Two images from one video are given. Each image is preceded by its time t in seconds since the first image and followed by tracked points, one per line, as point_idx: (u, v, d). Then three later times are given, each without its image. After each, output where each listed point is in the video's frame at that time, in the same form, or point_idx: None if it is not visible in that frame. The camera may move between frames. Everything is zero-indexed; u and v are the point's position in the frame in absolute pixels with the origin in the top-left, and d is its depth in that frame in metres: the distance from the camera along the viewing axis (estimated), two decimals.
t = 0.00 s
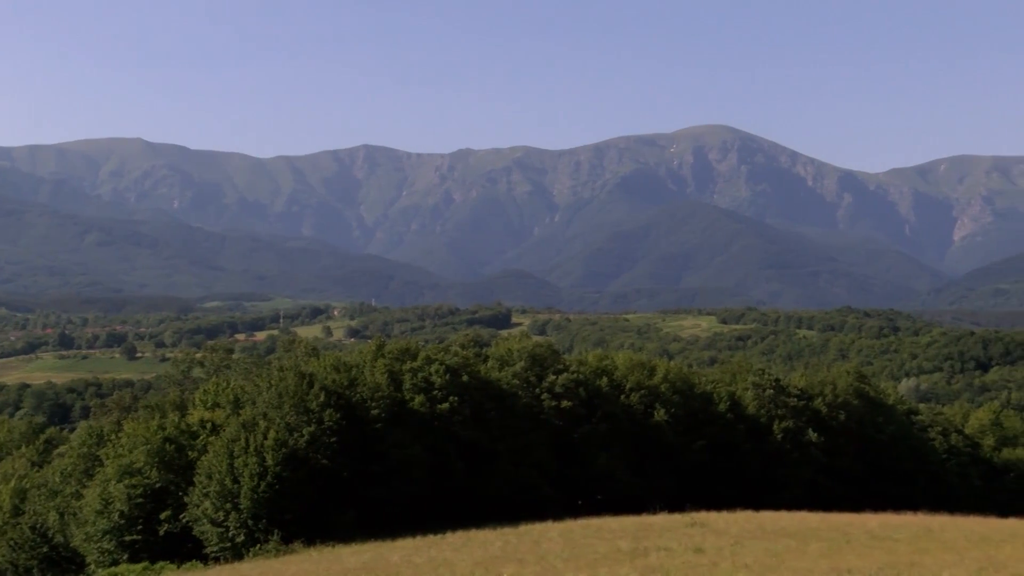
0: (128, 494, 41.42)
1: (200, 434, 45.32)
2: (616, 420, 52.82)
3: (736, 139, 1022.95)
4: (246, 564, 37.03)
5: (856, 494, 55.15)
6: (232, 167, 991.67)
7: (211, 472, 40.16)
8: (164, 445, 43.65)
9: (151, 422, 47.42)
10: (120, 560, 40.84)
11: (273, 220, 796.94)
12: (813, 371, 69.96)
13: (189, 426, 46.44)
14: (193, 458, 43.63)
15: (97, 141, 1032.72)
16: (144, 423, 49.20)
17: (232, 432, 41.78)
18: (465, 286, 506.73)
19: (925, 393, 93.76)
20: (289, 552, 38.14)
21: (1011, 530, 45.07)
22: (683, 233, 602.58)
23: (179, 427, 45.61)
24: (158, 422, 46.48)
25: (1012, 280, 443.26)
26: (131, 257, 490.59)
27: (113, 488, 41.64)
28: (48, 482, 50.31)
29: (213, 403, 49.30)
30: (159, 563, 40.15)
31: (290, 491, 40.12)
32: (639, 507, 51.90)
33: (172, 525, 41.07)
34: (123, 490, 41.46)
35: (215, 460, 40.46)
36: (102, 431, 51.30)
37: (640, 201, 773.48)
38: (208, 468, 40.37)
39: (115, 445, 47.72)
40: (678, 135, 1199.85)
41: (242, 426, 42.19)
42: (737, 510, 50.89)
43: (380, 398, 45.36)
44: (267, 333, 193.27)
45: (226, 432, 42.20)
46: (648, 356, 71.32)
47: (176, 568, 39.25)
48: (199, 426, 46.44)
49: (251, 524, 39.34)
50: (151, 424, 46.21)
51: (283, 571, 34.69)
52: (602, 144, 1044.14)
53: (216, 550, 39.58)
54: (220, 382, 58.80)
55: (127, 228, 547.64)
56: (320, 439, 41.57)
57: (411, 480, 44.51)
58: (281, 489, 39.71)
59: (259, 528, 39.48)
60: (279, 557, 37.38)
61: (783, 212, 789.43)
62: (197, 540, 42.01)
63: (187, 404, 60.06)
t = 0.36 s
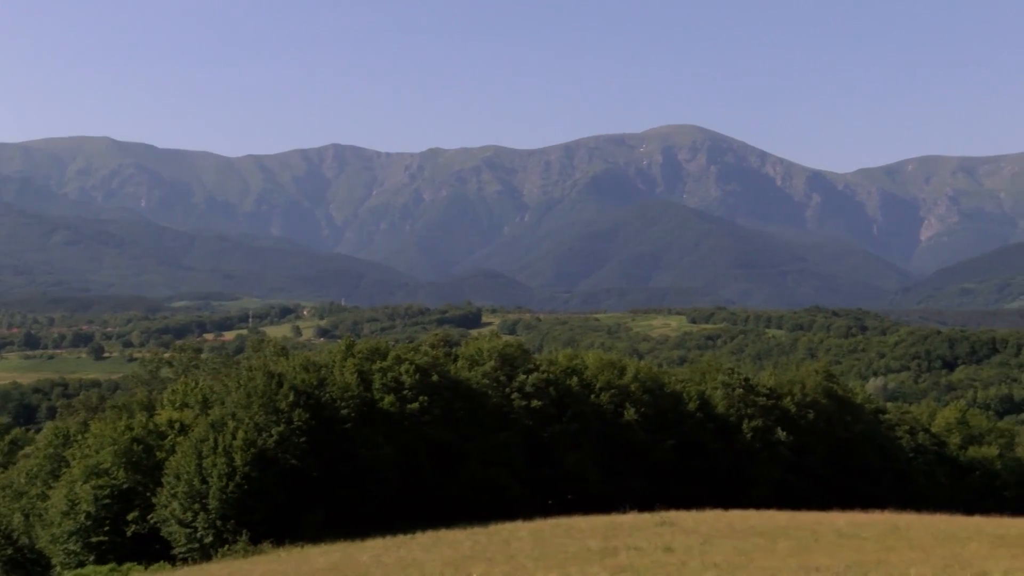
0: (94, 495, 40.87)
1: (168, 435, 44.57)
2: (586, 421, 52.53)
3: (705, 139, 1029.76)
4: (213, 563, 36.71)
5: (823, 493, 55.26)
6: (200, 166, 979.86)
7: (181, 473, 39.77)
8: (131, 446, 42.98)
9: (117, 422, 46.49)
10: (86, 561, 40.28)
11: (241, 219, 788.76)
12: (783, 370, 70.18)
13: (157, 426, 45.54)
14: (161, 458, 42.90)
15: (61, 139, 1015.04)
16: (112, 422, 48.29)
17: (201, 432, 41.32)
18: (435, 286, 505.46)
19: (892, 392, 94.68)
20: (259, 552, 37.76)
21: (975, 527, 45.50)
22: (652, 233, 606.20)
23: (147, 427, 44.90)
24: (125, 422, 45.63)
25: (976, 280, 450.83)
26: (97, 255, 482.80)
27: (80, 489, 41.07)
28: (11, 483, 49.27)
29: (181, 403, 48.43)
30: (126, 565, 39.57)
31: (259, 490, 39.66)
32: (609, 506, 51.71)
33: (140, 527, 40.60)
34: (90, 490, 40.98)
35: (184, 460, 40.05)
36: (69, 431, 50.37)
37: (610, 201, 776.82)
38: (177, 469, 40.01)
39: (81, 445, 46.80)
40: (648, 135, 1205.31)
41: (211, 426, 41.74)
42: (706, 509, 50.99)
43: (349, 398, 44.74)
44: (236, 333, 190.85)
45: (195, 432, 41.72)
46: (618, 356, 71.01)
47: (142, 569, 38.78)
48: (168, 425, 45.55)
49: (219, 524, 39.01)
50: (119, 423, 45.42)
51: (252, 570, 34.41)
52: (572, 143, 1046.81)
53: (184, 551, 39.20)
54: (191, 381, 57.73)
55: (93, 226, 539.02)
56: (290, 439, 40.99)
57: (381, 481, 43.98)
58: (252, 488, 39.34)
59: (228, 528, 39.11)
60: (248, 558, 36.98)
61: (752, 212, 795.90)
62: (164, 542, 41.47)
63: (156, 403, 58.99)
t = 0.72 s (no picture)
0: (67, 495, 40.13)
1: (142, 434, 43.76)
2: (561, 421, 52.27)
3: (680, 139, 1035.50)
4: (186, 564, 36.09)
5: (798, 491, 55.23)
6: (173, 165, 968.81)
7: (154, 473, 39.11)
8: (104, 446, 42.22)
9: (89, 422, 45.61)
10: (57, 562, 39.48)
11: (216, 218, 780.49)
12: (755, 369, 70.56)
13: (130, 426, 44.73)
14: (134, 459, 42.12)
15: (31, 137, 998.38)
16: (85, 422, 47.35)
17: (174, 433, 40.64)
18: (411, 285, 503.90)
19: (865, 391, 95.41)
20: (232, 552, 37.20)
21: (950, 525, 45.75)
22: (627, 233, 608.62)
23: (120, 427, 44.10)
24: (97, 422, 44.79)
25: (947, 279, 457.29)
26: (68, 254, 474.93)
27: (52, 491, 40.31)
28: None
29: (154, 404, 47.48)
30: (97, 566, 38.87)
31: (233, 492, 39.11)
32: (586, 504, 51.45)
33: (113, 528, 39.88)
34: (62, 491, 40.26)
35: (157, 462, 39.38)
36: (41, 432, 49.36)
37: (585, 200, 778.66)
38: (149, 470, 39.40)
39: (53, 445, 45.97)
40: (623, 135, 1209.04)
41: (184, 427, 41.06)
42: (682, 508, 50.80)
43: (324, 399, 44.31)
44: (209, 333, 188.40)
45: (168, 433, 40.96)
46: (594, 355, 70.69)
47: (114, 570, 38.09)
48: (140, 426, 44.71)
49: (193, 525, 38.44)
50: (90, 424, 44.63)
51: (226, 570, 33.87)
52: (548, 143, 1048.28)
53: (157, 551, 38.67)
54: (165, 381, 56.81)
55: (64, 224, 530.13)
56: (264, 439, 40.47)
57: (358, 481, 43.46)
58: (226, 489, 38.78)
59: (202, 529, 38.58)
60: (222, 559, 36.45)
61: (727, 211, 801.75)
62: (138, 542, 40.72)
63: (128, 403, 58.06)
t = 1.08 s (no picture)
0: (39, 497, 39.38)
1: (115, 435, 43.01)
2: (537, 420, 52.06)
3: (654, 138, 1040.34)
4: (159, 565, 35.44)
5: (773, 489, 55.29)
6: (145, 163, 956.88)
7: (127, 473, 38.54)
8: (76, 448, 41.50)
9: (61, 423, 44.77)
10: (28, 564, 38.59)
11: (189, 217, 771.25)
12: (729, 369, 70.89)
13: (103, 427, 43.94)
14: (107, 459, 41.43)
15: None
16: (56, 423, 46.47)
17: (147, 433, 40.01)
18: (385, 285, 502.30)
19: (839, 390, 96.00)
20: (206, 553, 36.60)
21: (922, 523, 46.06)
22: (602, 233, 610.31)
23: (92, 427, 43.37)
24: (70, 423, 43.92)
25: (919, 279, 463.47)
26: (39, 253, 466.74)
27: (23, 492, 39.52)
28: None
29: (128, 404, 46.63)
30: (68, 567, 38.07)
31: (206, 493, 38.63)
32: (563, 503, 51.21)
33: (86, 528, 39.19)
34: (34, 492, 39.46)
35: (130, 462, 38.74)
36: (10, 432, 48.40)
37: (560, 200, 779.64)
38: (123, 470, 38.75)
39: (22, 447, 45.11)
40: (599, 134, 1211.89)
41: (158, 426, 40.44)
42: (657, 507, 50.71)
43: (298, 398, 43.84)
44: (183, 332, 185.91)
45: (141, 433, 40.29)
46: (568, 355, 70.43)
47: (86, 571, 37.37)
48: (113, 426, 43.94)
49: (167, 525, 37.84)
50: (62, 425, 43.79)
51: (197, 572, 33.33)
52: (524, 143, 1048.22)
53: (130, 552, 37.94)
54: (138, 381, 55.82)
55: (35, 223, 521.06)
56: (238, 439, 40.06)
57: (335, 480, 43.08)
58: (199, 489, 38.21)
59: (175, 530, 37.96)
60: (195, 559, 35.99)
61: (702, 210, 806.50)
62: (110, 543, 39.96)
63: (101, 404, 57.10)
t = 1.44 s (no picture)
0: (8, 498, 38.69)
1: (87, 434, 42.35)
2: (510, 420, 51.81)
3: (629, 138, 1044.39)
4: (131, 567, 34.92)
5: (747, 489, 55.22)
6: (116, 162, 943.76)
7: (99, 474, 37.98)
8: (46, 448, 40.91)
9: (31, 423, 43.87)
10: None
11: (161, 216, 762.12)
12: (705, 368, 71.04)
13: (73, 427, 43.15)
14: (79, 460, 40.79)
15: None
16: (25, 423, 45.58)
17: (119, 433, 39.42)
18: (359, 285, 502.80)
19: (812, 389, 96.71)
20: (179, 554, 36.09)
21: (894, 521, 46.27)
22: (576, 232, 612.95)
23: (62, 428, 42.62)
24: (39, 423, 43.09)
25: (891, 279, 469.42)
26: (8, 254, 457.63)
27: None
28: None
29: (99, 404, 45.77)
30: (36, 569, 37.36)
31: (179, 493, 38.15)
32: (537, 504, 50.78)
33: (56, 530, 38.59)
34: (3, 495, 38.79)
35: (102, 461, 38.28)
36: None
37: (535, 199, 781.03)
38: (94, 471, 38.27)
39: None
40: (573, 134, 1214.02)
41: (131, 426, 39.84)
42: (630, 507, 50.62)
43: (272, 397, 43.23)
44: (155, 333, 183.46)
45: (112, 433, 39.79)
46: (543, 354, 69.91)
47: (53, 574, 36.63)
48: (84, 427, 43.11)
49: (138, 527, 37.24)
50: (30, 425, 42.95)
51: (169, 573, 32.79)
52: (498, 142, 1049.09)
53: (100, 554, 37.27)
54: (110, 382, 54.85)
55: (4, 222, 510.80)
56: (211, 439, 39.64)
57: (309, 481, 42.70)
58: (171, 489, 37.73)
59: (148, 530, 37.38)
60: (167, 560, 35.59)
61: (676, 210, 810.84)
62: (81, 543, 39.25)
63: (72, 404, 56.02)
